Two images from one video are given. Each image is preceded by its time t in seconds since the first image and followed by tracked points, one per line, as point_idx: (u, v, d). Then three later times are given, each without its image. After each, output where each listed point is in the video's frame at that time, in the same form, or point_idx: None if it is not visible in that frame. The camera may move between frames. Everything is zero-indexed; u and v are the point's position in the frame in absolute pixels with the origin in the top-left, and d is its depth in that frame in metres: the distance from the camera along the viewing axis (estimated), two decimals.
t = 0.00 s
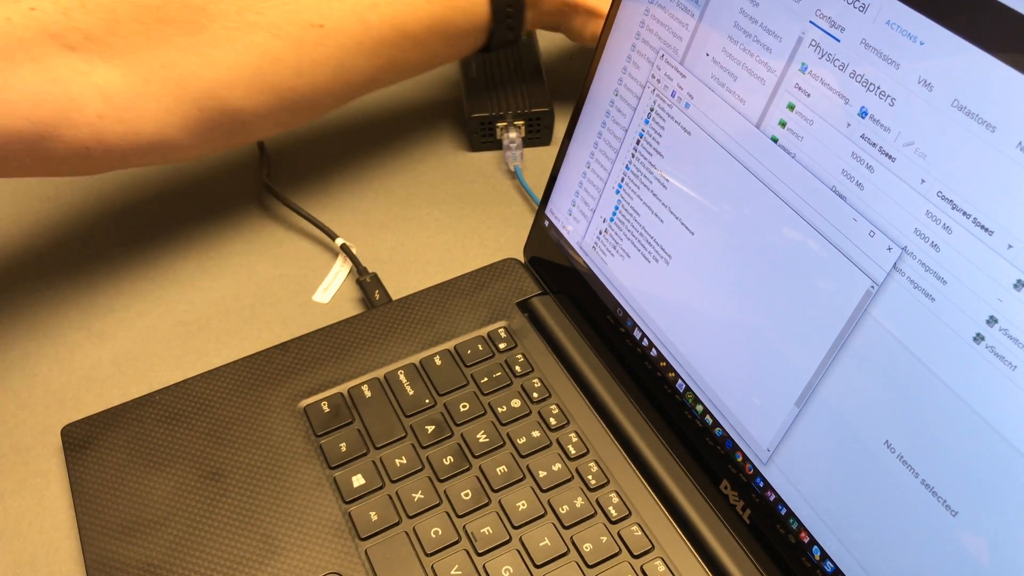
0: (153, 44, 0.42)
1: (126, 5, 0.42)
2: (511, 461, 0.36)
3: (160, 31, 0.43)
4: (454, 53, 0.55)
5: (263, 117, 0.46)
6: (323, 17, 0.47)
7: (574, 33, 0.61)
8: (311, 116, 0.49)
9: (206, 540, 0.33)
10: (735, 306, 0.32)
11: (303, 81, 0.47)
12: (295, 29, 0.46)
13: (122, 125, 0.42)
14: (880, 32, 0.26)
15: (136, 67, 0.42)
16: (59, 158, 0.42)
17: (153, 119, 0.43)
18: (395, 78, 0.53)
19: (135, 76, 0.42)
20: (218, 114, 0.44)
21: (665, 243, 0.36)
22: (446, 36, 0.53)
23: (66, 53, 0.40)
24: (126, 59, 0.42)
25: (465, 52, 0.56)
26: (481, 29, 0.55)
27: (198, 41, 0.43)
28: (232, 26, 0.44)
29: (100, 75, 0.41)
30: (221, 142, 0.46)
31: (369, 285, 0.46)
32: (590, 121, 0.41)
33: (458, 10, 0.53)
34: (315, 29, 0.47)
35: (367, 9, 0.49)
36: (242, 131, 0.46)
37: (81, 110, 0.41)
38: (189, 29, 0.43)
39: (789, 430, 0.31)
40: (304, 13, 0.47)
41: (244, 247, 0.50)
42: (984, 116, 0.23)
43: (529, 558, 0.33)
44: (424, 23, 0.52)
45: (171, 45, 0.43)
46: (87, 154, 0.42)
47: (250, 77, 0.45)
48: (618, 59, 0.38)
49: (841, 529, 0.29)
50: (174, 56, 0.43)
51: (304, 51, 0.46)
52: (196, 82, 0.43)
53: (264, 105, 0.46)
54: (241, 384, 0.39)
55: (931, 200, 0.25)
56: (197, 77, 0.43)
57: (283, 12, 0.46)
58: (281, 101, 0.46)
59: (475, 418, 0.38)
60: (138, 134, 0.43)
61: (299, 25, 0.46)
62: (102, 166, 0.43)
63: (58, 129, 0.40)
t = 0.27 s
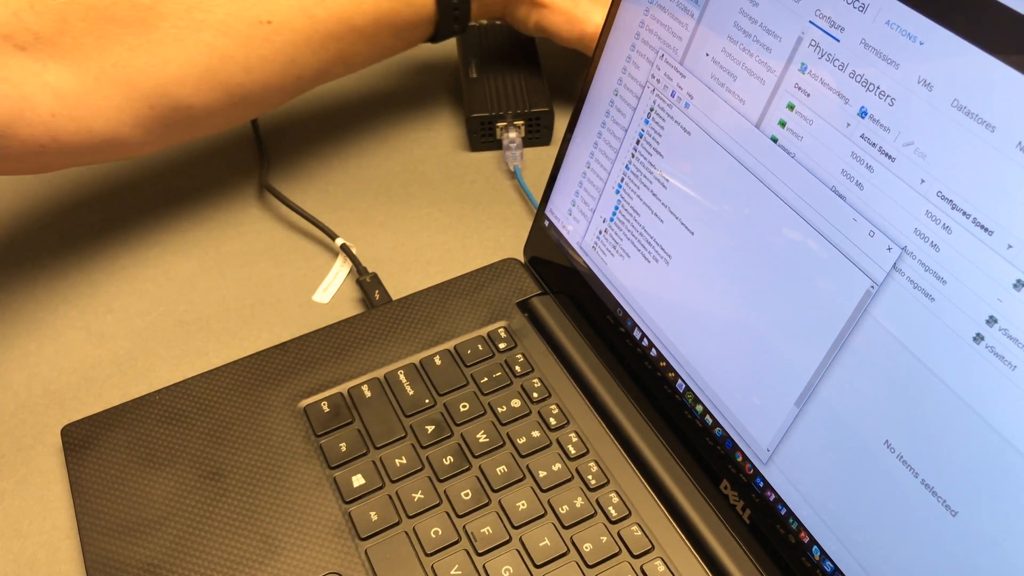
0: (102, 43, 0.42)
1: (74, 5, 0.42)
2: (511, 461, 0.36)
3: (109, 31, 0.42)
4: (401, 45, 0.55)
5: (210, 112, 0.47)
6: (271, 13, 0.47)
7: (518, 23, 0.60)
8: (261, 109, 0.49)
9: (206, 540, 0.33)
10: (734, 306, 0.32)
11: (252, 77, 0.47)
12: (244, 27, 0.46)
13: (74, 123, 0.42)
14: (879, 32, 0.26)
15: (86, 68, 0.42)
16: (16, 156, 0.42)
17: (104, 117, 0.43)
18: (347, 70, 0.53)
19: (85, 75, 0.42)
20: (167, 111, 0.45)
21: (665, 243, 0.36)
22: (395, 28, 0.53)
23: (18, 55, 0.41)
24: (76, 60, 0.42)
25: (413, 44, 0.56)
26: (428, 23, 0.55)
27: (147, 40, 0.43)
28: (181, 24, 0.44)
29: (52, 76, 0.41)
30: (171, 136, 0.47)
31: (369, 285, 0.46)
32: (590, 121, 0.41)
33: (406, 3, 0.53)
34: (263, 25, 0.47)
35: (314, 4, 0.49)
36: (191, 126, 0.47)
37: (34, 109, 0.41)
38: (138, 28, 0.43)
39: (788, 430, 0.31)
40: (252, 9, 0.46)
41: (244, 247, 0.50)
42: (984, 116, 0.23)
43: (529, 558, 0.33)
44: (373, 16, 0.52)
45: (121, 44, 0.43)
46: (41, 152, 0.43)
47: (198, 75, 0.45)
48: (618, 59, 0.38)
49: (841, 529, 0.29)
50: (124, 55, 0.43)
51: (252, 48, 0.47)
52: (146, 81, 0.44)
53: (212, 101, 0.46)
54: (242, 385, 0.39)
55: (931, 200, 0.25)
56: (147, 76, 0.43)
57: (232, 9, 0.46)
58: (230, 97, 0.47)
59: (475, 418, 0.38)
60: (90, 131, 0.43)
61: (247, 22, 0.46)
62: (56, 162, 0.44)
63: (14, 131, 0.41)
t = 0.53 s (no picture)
0: (74, 46, 0.42)
1: (44, 6, 0.42)
2: (511, 461, 0.36)
3: (80, 33, 0.42)
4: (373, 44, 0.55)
5: (182, 113, 0.47)
6: (242, 14, 0.47)
7: (487, 16, 0.60)
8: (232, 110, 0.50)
9: (206, 540, 0.33)
10: (734, 306, 0.32)
11: (224, 78, 0.47)
12: (216, 27, 0.46)
13: (49, 125, 0.43)
14: (880, 32, 0.26)
15: (59, 70, 0.42)
16: None
17: (76, 119, 0.43)
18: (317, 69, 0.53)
19: (57, 77, 0.42)
20: (139, 113, 0.45)
21: (665, 243, 0.36)
22: (366, 27, 0.53)
23: None
24: (49, 62, 0.42)
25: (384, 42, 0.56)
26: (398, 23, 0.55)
27: (119, 43, 0.43)
28: (152, 27, 0.44)
29: (26, 80, 0.41)
30: (143, 136, 0.47)
31: (369, 285, 0.46)
32: (590, 121, 0.41)
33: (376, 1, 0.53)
34: (234, 26, 0.46)
35: (284, 3, 0.48)
36: (163, 127, 0.47)
37: (7, 112, 0.41)
38: (110, 30, 0.43)
39: (788, 430, 0.31)
40: (224, 10, 0.46)
41: (243, 247, 0.50)
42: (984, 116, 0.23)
43: (529, 558, 0.33)
44: (344, 15, 0.51)
45: (92, 46, 0.42)
46: (15, 154, 0.43)
47: (171, 78, 0.45)
48: (619, 59, 0.38)
49: (841, 528, 0.29)
50: (97, 58, 0.42)
51: (225, 49, 0.46)
52: (118, 83, 0.43)
53: (184, 102, 0.46)
54: (242, 385, 0.39)
55: (931, 200, 0.25)
56: (119, 79, 0.43)
57: (204, 10, 0.45)
58: (202, 98, 0.47)
59: (475, 418, 0.38)
60: (63, 133, 0.43)
61: (219, 23, 0.46)
62: (27, 164, 0.44)
63: None
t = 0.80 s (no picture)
0: (44, 49, 0.41)
1: (11, 8, 0.41)
2: (511, 461, 0.36)
3: (50, 36, 0.41)
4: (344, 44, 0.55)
5: (154, 115, 0.46)
6: (214, 15, 0.46)
7: (458, 17, 0.59)
8: (201, 112, 0.49)
9: (206, 540, 0.33)
10: (734, 305, 0.32)
11: (196, 80, 0.47)
12: (189, 29, 0.45)
13: (19, 130, 0.42)
14: (880, 32, 0.26)
15: (28, 73, 0.41)
16: None
17: (49, 122, 0.42)
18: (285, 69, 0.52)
19: (27, 81, 0.41)
20: (112, 116, 0.44)
21: (665, 243, 0.36)
22: (337, 27, 0.53)
23: None
24: (18, 66, 0.41)
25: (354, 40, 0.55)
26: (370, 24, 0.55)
27: (90, 45, 0.42)
28: (124, 28, 0.43)
29: None
30: (113, 140, 0.46)
31: (369, 285, 0.46)
32: (590, 121, 0.41)
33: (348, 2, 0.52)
34: (207, 27, 0.46)
35: (257, 4, 0.48)
36: (134, 130, 0.46)
37: None
38: (80, 33, 0.42)
39: (788, 430, 0.31)
40: (196, 11, 0.45)
41: (243, 247, 0.50)
42: (984, 116, 0.23)
43: (529, 558, 0.33)
44: (315, 15, 0.51)
45: (63, 49, 0.41)
46: None
47: (144, 80, 0.44)
48: (618, 59, 0.38)
49: (841, 529, 0.29)
50: (67, 61, 0.42)
51: (197, 50, 0.46)
52: (90, 86, 0.43)
53: (157, 104, 0.46)
54: (242, 385, 0.39)
55: (932, 200, 0.25)
56: (90, 82, 0.42)
57: (176, 11, 0.45)
58: (174, 99, 0.46)
59: (475, 418, 0.38)
60: (33, 137, 0.42)
61: (191, 24, 0.45)
62: None
63: None
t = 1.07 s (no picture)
0: (30, 64, 0.40)
1: None
2: (511, 461, 0.36)
3: (36, 50, 0.40)
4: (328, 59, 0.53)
5: (143, 133, 0.45)
6: (204, 29, 0.45)
7: (443, 31, 0.59)
8: (190, 128, 0.48)
9: (206, 540, 0.33)
10: (734, 305, 0.32)
11: (186, 95, 0.45)
12: (177, 42, 0.44)
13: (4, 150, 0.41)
14: (880, 32, 0.26)
15: (13, 90, 0.40)
16: None
17: (36, 140, 0.41)
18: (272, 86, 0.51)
19: (13, 99, 0.40)
20: (99, 134, 0.43)
21: (665, 243, 0.36)
22: (325, 41, 0.52)
23: None
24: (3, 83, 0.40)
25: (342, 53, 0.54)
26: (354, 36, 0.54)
27: (77, 60, 0.41)
28: (111, 42, 0.42)
29: None
30: (102, 159, 0.45)
31: (369, 285, 0.46)
32: (590, 121, 0.41)
33: (335, 16, 0.51)
34: (196, 41, 0.45)
35: (246, 17, 0.47)
36: (122, 149, 0.45)
37: None
38: (66, 47, 0.41)
39: (788, 430, 0.31)
40: (185, 24, 0.44)
41: (243, 247, 0.50)
42: (984, 116, 0.23)
43: (529, 558, 0.33)
44: (304, 29, 0.50)
45: (50, 64, 0.40)
46: None
47: (132, 96, 0.43)
48: (618, 59, 0.38)
49: (841, 529, 0.29)
50: (54, 76, 0.40)
51: (186, 64, 0.45)
52: (77, 103, 0.41)
53: (146, 121, 0.44)
54: (242, 384, 0.39)
55: (931, 200, 0.25)
56: (76, 98, 0.41)
57: (164, 24, 0.43)
58: (164, 116, 0.45)
59: (475, 418, 0.38)
60: (19, 158, 0.41)
61: (180, 37, 0.44)
62: None
63: None
